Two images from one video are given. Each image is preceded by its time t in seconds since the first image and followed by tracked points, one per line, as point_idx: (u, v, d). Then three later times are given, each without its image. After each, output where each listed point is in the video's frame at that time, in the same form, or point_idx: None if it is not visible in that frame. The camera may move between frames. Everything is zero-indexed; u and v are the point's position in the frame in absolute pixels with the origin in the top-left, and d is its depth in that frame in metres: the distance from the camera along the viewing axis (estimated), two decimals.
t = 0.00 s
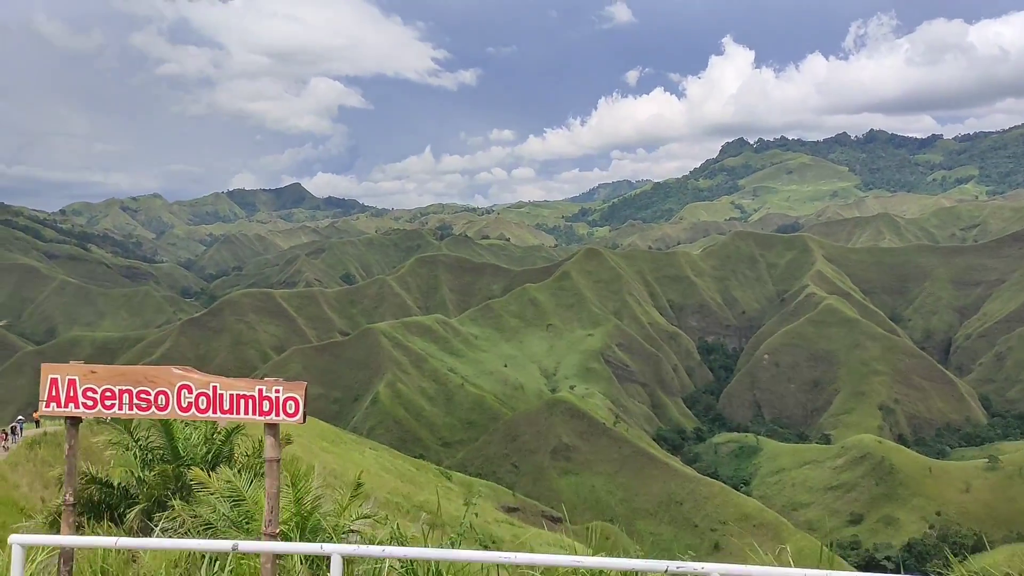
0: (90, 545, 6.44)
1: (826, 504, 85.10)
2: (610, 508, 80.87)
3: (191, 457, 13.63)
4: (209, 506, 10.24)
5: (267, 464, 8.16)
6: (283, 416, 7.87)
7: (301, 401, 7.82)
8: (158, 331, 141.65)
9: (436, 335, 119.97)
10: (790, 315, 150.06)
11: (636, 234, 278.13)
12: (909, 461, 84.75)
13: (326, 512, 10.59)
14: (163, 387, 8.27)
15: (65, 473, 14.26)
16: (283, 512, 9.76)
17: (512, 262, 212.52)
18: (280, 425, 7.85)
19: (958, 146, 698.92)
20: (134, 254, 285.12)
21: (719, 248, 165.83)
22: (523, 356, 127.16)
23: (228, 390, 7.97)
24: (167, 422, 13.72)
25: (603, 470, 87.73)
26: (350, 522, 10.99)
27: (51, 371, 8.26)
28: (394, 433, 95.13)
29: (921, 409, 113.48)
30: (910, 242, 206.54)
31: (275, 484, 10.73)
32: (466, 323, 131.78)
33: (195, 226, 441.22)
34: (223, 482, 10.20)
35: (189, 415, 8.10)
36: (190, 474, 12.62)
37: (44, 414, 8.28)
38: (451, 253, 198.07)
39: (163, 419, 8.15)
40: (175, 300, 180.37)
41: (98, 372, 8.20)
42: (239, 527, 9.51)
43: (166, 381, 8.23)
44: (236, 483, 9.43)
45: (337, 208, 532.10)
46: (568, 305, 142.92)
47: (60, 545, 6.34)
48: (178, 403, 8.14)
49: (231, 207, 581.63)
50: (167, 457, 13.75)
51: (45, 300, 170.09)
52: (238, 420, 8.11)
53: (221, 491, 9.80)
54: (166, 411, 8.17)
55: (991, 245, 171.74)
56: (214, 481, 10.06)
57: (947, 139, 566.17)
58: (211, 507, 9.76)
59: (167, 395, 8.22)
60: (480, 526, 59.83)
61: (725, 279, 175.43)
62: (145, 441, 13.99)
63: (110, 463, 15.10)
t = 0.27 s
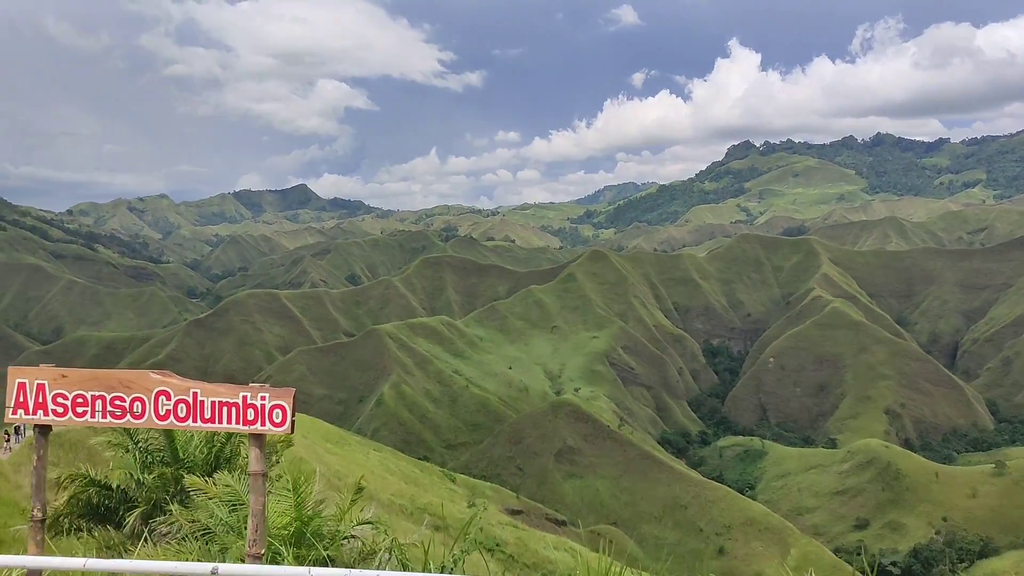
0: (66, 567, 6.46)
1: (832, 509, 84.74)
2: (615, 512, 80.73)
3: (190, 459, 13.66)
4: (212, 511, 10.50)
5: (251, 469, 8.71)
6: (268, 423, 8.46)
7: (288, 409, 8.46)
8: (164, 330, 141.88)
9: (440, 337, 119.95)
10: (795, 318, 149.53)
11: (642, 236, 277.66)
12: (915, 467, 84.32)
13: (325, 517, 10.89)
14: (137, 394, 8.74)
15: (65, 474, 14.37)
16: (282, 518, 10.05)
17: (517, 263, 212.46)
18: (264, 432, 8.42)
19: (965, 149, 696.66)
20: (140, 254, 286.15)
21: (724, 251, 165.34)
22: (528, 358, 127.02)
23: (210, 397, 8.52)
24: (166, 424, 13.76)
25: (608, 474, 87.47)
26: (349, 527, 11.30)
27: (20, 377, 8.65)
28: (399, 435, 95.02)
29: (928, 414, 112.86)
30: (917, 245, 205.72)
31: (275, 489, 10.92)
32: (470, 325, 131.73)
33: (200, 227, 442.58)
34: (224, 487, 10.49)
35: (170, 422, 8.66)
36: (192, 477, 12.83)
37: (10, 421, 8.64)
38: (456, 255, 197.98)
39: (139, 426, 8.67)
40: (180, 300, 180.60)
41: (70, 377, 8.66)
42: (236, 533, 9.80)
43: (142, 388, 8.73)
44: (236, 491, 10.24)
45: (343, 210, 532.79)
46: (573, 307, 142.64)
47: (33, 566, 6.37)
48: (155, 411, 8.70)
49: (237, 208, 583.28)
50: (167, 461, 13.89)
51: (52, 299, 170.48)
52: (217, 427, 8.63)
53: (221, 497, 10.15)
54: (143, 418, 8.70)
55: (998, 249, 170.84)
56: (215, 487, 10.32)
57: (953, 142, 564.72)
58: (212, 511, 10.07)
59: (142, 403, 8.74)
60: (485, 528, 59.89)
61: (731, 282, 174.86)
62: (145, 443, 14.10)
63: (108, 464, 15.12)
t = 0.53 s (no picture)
0: None
1: (833, 503, 84.78)
2: (616, 507, 81.13)
3: (190, 456, 13.17)
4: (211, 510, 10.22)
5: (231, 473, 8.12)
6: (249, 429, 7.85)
7: (273, 414, 7.94)
8: (164, 327, 141.98)
9: (441, 333, 119.88)
10: (797, 313, 149.21)
11: (642, 232, 277.64)
12: (916, 461, 84.17)
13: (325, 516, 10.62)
14: (108, 396, 7.98)
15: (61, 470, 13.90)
16: (281, 517, 9.69)
17: (517, 259, 212.42)
18: (248, 439, 7.87)
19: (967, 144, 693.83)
20: (141, 251, 286.24)
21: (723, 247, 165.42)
22: (529, 354, 126.94)
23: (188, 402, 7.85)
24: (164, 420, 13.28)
25: (610, 468, 87.45)
26: (348, 528, 11.08)
27: None
28: (400, 431, 95.01)
29: (930, 408, 112.80)
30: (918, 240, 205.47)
31: (277, 486, 10.58)
32: (471, 321, 131.63)
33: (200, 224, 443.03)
34: (220, 484, 10.20)
35: (144, 430, 7.96)
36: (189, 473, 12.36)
37: None
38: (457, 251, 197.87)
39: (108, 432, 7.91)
40: (181, 296, 180.63)
41: (34, 379, 7.84)
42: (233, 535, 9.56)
43: (112, 390, 7.98)
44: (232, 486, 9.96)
45: (343, 206, 532.71)
46: (574, 302, 142.45)
47: None
48: (128, 415, 8.02)
49: (237, 204, 583.51)
50: (164, 457, 13.40)
51: (53, 295, 170.63)
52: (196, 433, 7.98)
53: (218, 497, 9.80)
54: (113, 424, 7.98)
55: (1000, 243, 170.56)
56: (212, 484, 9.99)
57: (953, 137, 562.92)
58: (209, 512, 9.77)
59: (113, 407, 7.98)
60: (486, 524, 60.22)
61: (732, 278, 174.66)
62: (141, 441, 13.58)
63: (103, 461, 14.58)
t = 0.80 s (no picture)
0: None
1: (836, 499, 84.88)
2: (619, 505, 81.37)
3: (187, 461, 13.80)
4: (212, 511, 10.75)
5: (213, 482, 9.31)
6: (224, 437, 8.96)
7: (248, 422, 8.92)
8: (166, 328, 142.11)
9: (443, 332, 120.03)
10: (798, 309, 149.16)
11: (643, 229, 277.39)
12: (918, 456, 84.24)
13: (325, 519, 11.14)
14: (70, 404, 9.31)
15: (57, 475, 14.47)
16: (280, 521, 10.17)
17: (518, 258, 212.32)
18: (222, 447, 8.95)
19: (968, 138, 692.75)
20: (142, 252, 286.22)
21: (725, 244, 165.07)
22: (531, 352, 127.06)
23: (157, 407, 9.03)
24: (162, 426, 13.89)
25: (611, 466, 87.65)
26: (348, 530, 11.61)
27: None
28: (402, 430, 95.22)
29: (931, 403, 112.96)
30: (919, 235, 205.16)
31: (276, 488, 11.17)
32: (472, 320, 131.76)
33: (201, 224, 442.71)
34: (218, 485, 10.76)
35: (111, 437, 9.19)
36: (185, 476, 13.00)
37: None
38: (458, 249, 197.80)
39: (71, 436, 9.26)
40: (182, 297, 180.74)
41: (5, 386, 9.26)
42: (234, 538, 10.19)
43: (76, 396, 9.27)
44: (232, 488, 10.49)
45: (343, 206, 532.27)
46: (575, 300, 142.54)
47: None
48: (94, 423, 9.26)
49: (238, 205, 583.20)
50: (161, 461, 14.10)
51: (54, 297, 170.81)
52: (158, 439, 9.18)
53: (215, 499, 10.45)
54: (77, 430, 9.26)
55: (1001, 238, 170.40)
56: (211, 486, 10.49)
57: (955, 132, 561.73)
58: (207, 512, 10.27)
59: (77, 415, 9.29)
60: (488, 523, 60.96)
61: (733, 274, 174.58)
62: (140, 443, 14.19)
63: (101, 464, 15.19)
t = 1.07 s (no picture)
0: None
1: (841, 499, 84.59)
2: (624, 506, 81.34)
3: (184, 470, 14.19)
4: (212, 517, 11.14)
5: (175, 494, 9.73)
6: (185, 444, 9.16)
7: (220, 425, 9.16)
8: (170, 332, 142.40)
9: (445, 334, 119.92)
10: (802, 309, 148.86)
11: (646, 231, 277.16)
12: (923, 457, 83.90)
13: (324, 525, 11.51)
14: (17, 409, 9.18)
15: (55, 480, 14.62)
16: (279, 527, 10.54)
17: (521, 260, 212.35)
18: (191, 453, 9.16)
19: (971, 138, 692.22)
20: (145, 257, 286.60)
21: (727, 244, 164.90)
22: (534, 354, 126.90)
23: (116, 411, 9.12)
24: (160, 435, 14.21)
25: (616, 467, 87.51)
26: (348, 535, 12.02)
27: None
28: (405, 432, 95.18)
29: (936, 403, 112.59)
30: (923, 235, 204.83)
31: (276, 490, 11.62)
32: (475, 322, 131.66)
33: (204, 229, 444.24)
34: (216, 491, 11.17)
35: (61, 443, 9.21)
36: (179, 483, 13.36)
37: None
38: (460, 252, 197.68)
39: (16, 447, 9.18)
40: (185, 301, 181.12)
41: None
42: (235, 541, 10.76)
43: (21, 399, 9.17)
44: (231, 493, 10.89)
45: (345, 209, 533.53)
46: (579, 302, 142.23)
47: None
48: (43, 429, 9.21)
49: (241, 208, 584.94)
50: (161, 467, 14.42)
51: (58, 302, 171.34)
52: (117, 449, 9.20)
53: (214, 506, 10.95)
54: (25, 438, 9.19)
55: (1005, 237, 169.93)
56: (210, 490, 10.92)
57: (957, 132, 561.07)
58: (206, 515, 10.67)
59: (23, 420, 9.19)
60: (491, 526, 60.87)
61: (736, 274, 174.25)
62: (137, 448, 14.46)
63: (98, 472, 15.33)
